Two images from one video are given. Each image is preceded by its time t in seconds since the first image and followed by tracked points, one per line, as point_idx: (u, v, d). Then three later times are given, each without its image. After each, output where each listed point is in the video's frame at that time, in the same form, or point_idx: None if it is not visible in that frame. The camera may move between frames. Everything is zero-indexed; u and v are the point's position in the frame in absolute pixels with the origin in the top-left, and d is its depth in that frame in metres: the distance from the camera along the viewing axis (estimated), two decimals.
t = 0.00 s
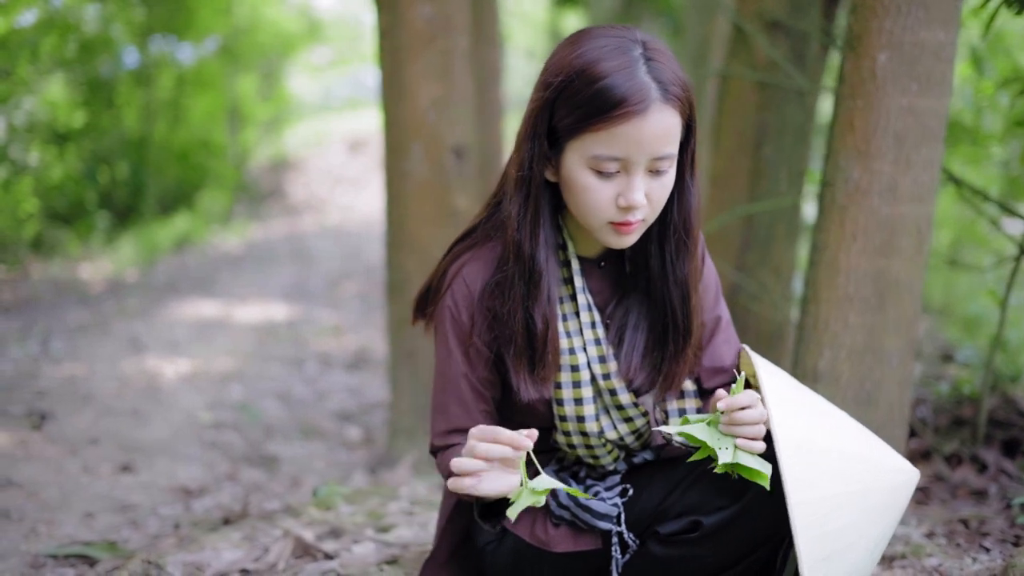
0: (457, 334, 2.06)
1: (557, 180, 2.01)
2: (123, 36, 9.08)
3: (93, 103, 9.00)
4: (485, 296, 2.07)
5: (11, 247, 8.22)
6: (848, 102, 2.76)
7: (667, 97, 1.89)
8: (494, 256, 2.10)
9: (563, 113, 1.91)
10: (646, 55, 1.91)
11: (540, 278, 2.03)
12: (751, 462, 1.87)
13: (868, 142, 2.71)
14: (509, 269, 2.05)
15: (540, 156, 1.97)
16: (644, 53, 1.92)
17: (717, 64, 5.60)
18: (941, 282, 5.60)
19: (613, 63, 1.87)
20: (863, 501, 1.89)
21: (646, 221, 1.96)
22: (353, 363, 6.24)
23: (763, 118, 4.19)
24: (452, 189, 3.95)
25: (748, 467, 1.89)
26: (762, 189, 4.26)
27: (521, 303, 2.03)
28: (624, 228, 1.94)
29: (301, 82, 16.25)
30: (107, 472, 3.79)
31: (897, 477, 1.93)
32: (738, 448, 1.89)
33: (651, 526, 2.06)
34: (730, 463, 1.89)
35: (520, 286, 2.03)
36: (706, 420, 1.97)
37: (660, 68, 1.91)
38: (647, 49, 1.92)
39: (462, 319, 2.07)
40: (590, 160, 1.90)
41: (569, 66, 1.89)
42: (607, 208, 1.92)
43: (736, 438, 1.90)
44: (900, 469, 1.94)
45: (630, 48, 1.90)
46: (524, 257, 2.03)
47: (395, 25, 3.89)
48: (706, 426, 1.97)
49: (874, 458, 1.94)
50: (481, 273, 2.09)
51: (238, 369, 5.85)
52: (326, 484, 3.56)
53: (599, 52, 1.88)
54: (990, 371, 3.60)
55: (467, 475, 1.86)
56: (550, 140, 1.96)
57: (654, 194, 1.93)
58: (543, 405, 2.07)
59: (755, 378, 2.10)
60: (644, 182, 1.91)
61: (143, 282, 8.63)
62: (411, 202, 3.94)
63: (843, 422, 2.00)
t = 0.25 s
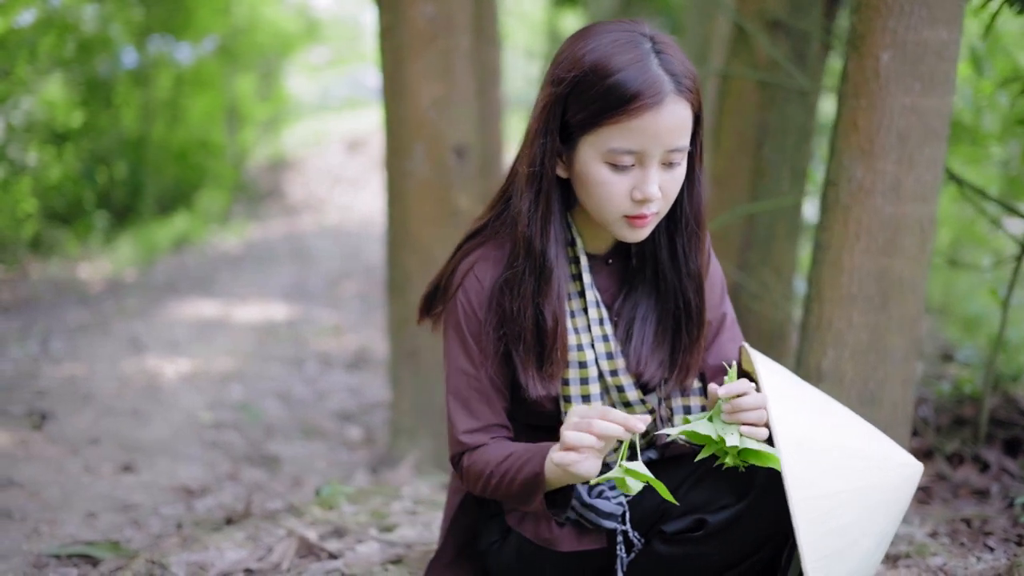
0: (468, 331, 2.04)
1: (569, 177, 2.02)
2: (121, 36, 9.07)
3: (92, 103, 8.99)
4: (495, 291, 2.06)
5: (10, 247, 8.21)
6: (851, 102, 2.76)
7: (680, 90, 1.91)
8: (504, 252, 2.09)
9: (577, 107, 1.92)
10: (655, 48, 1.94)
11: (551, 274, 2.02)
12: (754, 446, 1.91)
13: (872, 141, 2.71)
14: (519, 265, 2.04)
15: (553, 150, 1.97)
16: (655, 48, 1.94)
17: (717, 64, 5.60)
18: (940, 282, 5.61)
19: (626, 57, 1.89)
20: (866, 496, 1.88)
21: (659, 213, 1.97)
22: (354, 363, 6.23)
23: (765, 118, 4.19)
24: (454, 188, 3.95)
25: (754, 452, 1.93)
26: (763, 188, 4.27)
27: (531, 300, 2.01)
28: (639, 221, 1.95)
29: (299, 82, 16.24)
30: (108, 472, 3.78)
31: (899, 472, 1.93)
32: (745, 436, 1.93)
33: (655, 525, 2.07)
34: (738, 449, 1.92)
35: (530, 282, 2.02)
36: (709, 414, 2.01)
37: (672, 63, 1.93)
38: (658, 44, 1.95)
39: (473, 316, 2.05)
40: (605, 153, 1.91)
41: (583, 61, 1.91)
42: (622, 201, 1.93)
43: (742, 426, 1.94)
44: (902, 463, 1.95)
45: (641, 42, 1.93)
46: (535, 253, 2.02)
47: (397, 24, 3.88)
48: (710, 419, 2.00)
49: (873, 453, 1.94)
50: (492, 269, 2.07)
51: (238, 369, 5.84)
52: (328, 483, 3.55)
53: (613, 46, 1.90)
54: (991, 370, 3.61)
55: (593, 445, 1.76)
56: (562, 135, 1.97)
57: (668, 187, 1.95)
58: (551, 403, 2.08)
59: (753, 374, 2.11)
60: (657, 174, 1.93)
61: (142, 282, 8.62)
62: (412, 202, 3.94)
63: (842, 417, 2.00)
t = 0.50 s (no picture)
0: (482, 329, 2.04)
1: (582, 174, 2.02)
2: (118, 36, 9.06)
3: (88, 103, 8.97)
4: (507, 288, 2.05)
5: (7, 247, 8.20)
6: (853, 102, 2.76)
7: (693, 85, 1.92)
8: (515, 249, 2.08)
9: (591, 103, 1.92)
10: (665, 44, 1.94)
11: (561, 270, 2.02)
12: (753, 442, 1.83)
13: (874, 141, 2.72)
14: (531, 262, 2.04)
15: (566, 146, 1.97)
16: (667, 43, 1.95)
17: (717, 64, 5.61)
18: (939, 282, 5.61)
19: (640, 53, 1.90)
20: (867, 496, 1.88)
21: (672, 208, 1.98)
22: (353, 363, 6.23)
23: (766, 118, 4.20)
24: (454, 188, 3.95)
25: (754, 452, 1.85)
26: (764, 187, 4.28)
27: (541, 296, 2.02)
28: (652, 216, 1.96)
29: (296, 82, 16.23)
30: (109, 473, 3.77)
31: (900, 470, 1.93)
32: (744, 436, 1.86)
33: (661, 525, 2.06)
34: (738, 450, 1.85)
35: (542, 279, 2.02)
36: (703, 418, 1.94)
37: (684, 58, 1.94)
38: (668, 39, 1.96)
39: (486, 313, 2.04)
40: (621, 148, 1.91)
41: (596, 56, 1.90)
42: (636, 195, 1.93)
43: (740, 427, 1.88)
44: (903, 461, 1.94)
45: (653, 38, 1.93)
46: (547, 249, 2.02)
47: (397, 23, 3.88)
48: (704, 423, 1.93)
49: (871, 451, 1.93)
50: (504, 266, 2.07)
51: (238, 369, 5.84)
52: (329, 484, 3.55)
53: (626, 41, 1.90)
54: (991, 371, 3.61)
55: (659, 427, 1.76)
56: (575, 132, 1.97)
57: (681, 182, 1.96)
58: (557, 400, 2.07)
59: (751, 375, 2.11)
60: (671, 169, 1.94)
61: (140, 282, 8.61)
62: (413, 201, 3.94)
63: (840, 416, 2.00)
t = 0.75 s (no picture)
0: (495, 330, 2.03)
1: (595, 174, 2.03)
2: (115, 35, 9.05)
3: (86, 104, 8.97)
4: (520, 288, 2.04)
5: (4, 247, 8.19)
6: (856, 103, 2.77)
7: (706, 83, 1.94)
8: (527, 248, 2.07)
9: (606, 102, 1.92)
10: (677, 42, 1.95)
11: (575, 269, 2.02)
12: (760, 448, 1.82)
13: (876, 142, 2.72)
14: (544, 262, 2.03)
15: (580, 146, 1.97)
16: (679, 42, 1.96)
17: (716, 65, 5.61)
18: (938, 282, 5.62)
19: (655, 51, 1.91)
20: (873, 498, 1.88)
21: (685, 206, 1.99)
22: (352, 363, 6.23)
23: (765, 119, 4.20)
24: (455, 189, 3.94)
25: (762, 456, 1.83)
26: (764, 189, 4.28)
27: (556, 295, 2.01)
28: (666, 213, 1.96)
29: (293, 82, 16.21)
30: (109, 474, 3.77)
31: (905, 472, 1.93)
32: (750, 442, 1.85)
33: (666, 527, 2.07)
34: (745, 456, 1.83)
35: (557, 278, 2.01)
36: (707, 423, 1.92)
37: (696, 56, 1.95)
38: (680, 39, 1.97)
39: (499, 314, 2.03)
40: (636, 146, 1.92)
41: (611, 56, 1.91)
42: (651, 193, 1.94)
43: (746, 433, 1.86)
44: (909, 462, 1.94)
45: (665, 36, 1.94)
46: (562, 248, 2.01)
47: (398, 25, 3.88)
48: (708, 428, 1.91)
49: (875, 452, 1.94)
50: (515, 265, 2.06)
51: (237, 369, 5.83)
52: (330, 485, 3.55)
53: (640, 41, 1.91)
54: (992, 371, 3.62)
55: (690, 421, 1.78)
56: (589, 131, 1.97)
57: (694, 179, 1.97)
58: (567, 400, 2.08)
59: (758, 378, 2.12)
60: (685, 166, 1.94)
61: (138, 282, 8.59)
62: (414, 202, 3.94)
63: (843, 418, 2.00)
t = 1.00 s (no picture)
0: (507, 330, 2.03)
1: (605, 173, 2.03)
2: (111, 36, 9.04)
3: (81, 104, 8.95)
4: (533, 289, 2.04)
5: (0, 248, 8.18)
6: (856, 105, 2.78)
7: (716, 81, 1.95)
8: (539, 249, 2.07)
9: (618, 101, 1.93)
10: (685, 41, 1.96)
11: (590, 269, 2.02)
12: (768, 450, 1.84)
13: (877, 144, 2.73)
14: (558, 262, 2.03)
15: (593, 146, 1.97)
16: (687, 41, 1.97)
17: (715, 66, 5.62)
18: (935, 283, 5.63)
19: (666, 50, 1.92)
20: (878, 501, 1.89)
21: (696, 203, 2.00)
22: (350, 364, 6.22)
23: (763, 120, 4.21)
24: (455, 189, 3.95)
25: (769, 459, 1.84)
26: (763, 190, 4.29)
27: (571, 295, 2.01)
28: (677, 211, 1.97)
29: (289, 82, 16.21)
30: (109, 475, 3.77)
31: (910, 475, 1.94)
32: (757, 444, 1.86)
33: (670, 528, 2.08)
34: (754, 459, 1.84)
35: (572, 277, 2.01)
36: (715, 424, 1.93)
37: (705, 55, 1.97)
38: (688, 38, 1.98)
39: (512, 314, 2.03)
40: (649, 144, 1.93)
41: (622, 55, 1.91)
42: (663, 191, 1.95)
43: (754, 434, 1.87)
44: (913, 466, 1.95)
45: (675, 36, 1.95)
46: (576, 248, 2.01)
47: (398, 26, 3.89)
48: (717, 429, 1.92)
49: (880, 454, 1.95)
50: (527, 266, 2.06)
51: (235, 370, 5.83)
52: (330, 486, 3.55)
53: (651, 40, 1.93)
54: (990, 372, 3.63)
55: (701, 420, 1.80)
56: (600, 130, 1.97)
57: (704, 176, 1.98)
58: (573, 399, 2.09)
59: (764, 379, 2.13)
60: (696, 163, 1.96)
61: (135, 283, 8.59)
62: (414, 203, 3.94)
63: (849, 419, 2.01)
